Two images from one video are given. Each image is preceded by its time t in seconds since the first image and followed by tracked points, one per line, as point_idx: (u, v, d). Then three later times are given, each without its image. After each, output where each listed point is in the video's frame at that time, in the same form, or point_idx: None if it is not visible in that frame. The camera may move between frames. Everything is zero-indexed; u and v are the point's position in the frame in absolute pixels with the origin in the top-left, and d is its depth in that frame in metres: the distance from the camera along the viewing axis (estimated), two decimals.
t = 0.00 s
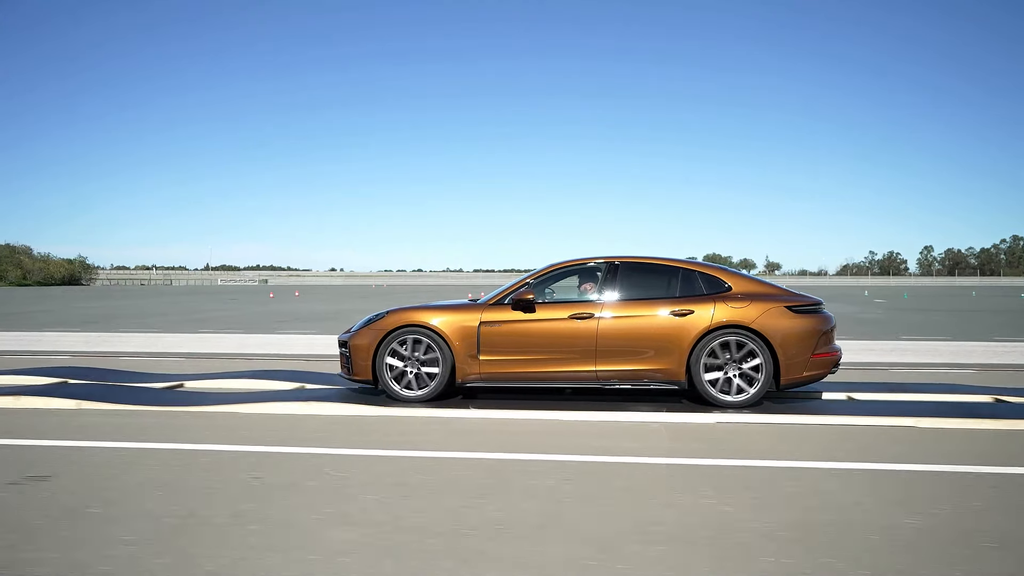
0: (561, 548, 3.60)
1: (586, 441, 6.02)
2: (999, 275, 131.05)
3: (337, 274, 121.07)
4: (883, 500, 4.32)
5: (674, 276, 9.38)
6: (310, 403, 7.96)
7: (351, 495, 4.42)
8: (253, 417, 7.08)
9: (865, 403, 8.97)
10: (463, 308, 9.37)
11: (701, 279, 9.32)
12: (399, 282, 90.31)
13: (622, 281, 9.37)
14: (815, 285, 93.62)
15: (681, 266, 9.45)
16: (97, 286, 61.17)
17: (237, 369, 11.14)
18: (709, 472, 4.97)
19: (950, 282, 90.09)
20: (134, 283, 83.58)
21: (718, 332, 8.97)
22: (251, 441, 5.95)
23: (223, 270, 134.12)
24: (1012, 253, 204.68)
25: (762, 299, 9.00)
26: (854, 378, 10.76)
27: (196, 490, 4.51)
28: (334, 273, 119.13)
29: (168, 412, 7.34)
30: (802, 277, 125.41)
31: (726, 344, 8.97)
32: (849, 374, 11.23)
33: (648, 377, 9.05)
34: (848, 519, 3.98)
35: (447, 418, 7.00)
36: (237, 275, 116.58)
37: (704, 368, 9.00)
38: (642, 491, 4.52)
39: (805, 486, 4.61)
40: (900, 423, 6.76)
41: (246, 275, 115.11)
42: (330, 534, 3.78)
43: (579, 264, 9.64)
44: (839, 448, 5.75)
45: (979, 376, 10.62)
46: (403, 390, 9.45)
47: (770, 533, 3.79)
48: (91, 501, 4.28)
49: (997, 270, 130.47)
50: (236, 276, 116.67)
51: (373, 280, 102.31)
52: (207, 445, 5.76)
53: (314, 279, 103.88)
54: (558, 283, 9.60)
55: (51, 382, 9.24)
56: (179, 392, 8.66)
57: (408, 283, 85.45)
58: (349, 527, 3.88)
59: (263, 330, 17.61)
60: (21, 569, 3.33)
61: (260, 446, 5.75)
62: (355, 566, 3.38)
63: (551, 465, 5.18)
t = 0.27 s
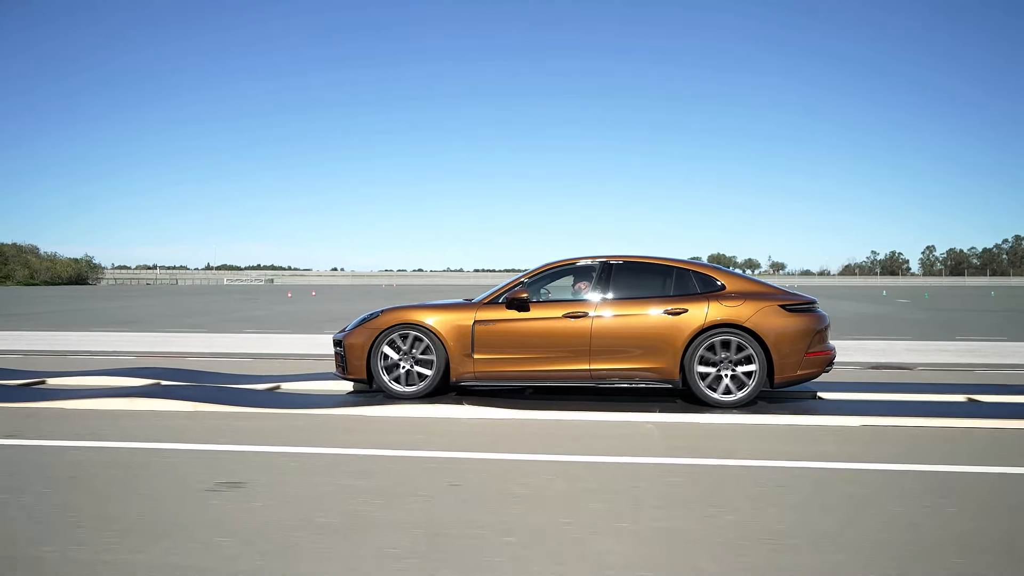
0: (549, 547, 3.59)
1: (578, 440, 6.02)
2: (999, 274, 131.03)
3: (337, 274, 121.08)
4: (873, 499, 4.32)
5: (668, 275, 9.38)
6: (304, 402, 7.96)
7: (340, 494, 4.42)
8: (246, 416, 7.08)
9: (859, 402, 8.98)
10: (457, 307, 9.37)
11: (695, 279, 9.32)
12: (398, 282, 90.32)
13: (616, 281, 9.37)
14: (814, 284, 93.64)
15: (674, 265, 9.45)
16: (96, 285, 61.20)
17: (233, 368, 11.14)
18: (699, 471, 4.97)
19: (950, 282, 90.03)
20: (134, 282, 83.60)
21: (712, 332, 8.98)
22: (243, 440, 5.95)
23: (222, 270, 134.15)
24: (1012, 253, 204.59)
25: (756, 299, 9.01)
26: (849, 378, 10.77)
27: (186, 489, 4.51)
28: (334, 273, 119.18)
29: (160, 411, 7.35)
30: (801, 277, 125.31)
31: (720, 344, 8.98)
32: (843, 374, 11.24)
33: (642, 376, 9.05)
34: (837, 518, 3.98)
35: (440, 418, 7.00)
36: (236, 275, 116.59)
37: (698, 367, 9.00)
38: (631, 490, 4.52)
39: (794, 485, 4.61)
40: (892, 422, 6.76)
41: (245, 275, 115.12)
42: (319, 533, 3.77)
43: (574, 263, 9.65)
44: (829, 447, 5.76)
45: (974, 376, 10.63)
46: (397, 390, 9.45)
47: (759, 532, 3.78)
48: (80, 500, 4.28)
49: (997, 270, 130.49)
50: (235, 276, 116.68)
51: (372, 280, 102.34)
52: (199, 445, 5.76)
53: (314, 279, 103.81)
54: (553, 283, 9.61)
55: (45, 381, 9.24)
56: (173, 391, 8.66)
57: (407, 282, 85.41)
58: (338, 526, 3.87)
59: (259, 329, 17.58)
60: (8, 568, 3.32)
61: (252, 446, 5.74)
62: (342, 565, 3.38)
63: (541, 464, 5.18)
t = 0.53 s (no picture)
0: (533, 551, 3.62)
1: (571, 442, 6.04)
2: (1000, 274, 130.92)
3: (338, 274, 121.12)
4: (858, 503, 4.34)
5: (663, 275, 9.39)
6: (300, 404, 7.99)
7: (329, 498, 4.44)
8: (241, 418, 7.11)
9: (854, 403, 8.99)
10: (453, 307, 9.38)
11: (691, 279, 9.33)
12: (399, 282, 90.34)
13: (611, 281, 9.38)
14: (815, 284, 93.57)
15: (670, 266, 9.46)
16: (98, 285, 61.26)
17: (232, 369, 11.18)
18: (689, 474, 5.00)
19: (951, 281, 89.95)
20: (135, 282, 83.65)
21: (707, 332, 8.99)
22: (236, 442, 5.98)
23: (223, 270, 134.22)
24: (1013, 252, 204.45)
25: (751, 299, 9.01)
26: (846, 377, 10.76)
27: (177, 493, 4.53)
28: (335, 272, 119.20)
29: (156, 412, 7.37)
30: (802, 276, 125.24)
31: (715, 344, 8.99)
32: (840, 373, 11.24)
33: (637, 377, 9.07)
34: (822, 522, 4.01)
35: (434, 419, 7.02)
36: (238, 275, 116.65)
37: (694, 368, 9.01)
38: (620, 493, 4.54)
39: (782, 488, 4.63)
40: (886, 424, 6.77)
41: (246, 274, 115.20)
42: (305, 537, 3.80)
43: (570, 263, 9.67)
44: (821, 448, 5.77)
45: (972, 376, 10.61)
46: (393, 391, 9.47)
47: (742, 536, 3.81)
48: (70, 503, 4.32)
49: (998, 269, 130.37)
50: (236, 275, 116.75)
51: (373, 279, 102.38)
52: (192, 447, 5.78)
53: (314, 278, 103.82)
54: (549, 282, 9.63)
55: (44, 382, 9.29)
56: (170, 392, 8.70)
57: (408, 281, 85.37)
58: (326, 531, 3.89)
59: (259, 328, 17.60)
60: None
61: (246, 448, 5.77)
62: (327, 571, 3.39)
63: (533, 466, 5.21)
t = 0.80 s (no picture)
0: (523, 545, 3.60)
1: (564, 440, 6.03)
2: (1000, 274, 130.92)
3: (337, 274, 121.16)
4: (850, 498, 4.34)
5: (659, 275, 9.40)
6: (293, 402, 7.98)
7: (320, 492, 4.45)
8: (235, 416, 7.11)
9: (850, 402, 8.97)
10: (448, 307, 9.39)
11: (686, 279, 9.34)
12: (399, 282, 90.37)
13: (607, 281, 9.39)
14: (815, 284, 93.57)
15: (665, 266, 9.47)
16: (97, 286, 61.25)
17: (228, 368, 11.17)
18: (680, 470, 4.99)
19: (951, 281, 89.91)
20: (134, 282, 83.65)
21: (703, 332, 8.99)
22: (229, 439, 5.98)
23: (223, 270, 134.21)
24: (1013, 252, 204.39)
25: (746, 298, 9.02)
26: (842, 377, 10.76)
27: (169, 488, 4.51)
28: (334, 273, 119.15)
29: (151, 411, 7.36)
30: (802, 276, 125.19)
31: (710, 342, 8.99)
32: (836, 373, 11.23)
33: (632, 376, 9.07)
34: (811, 516, 4.00)
35: (428, 418, 7.01)
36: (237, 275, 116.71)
37: (689, 366, 9.01)
38: (611, 488, 4.54)
39: (773, 484, 4.62)
40: (879, 422, 6.77)
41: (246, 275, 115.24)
42: (292, 530, 3.80)
43: (566, 263, 9.68)
44: (815, 446, 5.76)
45: (968, 376, 10.61)
46: (389, 390, 9.47)
47: (732, 530, 3.80)
48: (59, 497, 4.31)
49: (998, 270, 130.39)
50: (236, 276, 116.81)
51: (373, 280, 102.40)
52: (186, 444, 5.76)
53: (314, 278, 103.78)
54: (545, 282, 9.63)
55: (39, 381, 9.29)
56: (165, 391, 8.69)
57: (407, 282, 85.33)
58: (317, 526, 3.87)
59: (257, 329, 17.58)
60: None
61: (239, 445, 5.75)
62: (317, 565, 3.37)
63: (524, 463, 5.20)
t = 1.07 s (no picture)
0: (510, 545, 3.62)
1: (555, 441, 6.05)
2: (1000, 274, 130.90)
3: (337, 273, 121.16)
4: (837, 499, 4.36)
5: (653, 275, 9.41)
6: (287, 403, 7.99)
7: (309, 493, 4.47)
8: (228, 416, 7.13)
9: (845, 401, 8.98)
10: (443, 306, 9.40)
11: (680, 278, 9.36)
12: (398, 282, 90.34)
13: (601, 280, 9.40)
14: (815, 284, 93.57)
15: (660, 265, 9.48)
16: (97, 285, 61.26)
17: (224, 368, 11.19)
18: (670, 471, 5.01)
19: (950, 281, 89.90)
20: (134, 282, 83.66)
21: (696, 332, 9.00)
22: (221, 440, 5.99)
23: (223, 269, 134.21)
24: (1013, 253, 204.33)
25: (740, 298, 9.03)
26: (837, 377, 10.78)
27: (160, 489, 4.52)
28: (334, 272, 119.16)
29: (145, 412, 7.36)
30: (802, 276, 125.17)
31: (703, 344, 9.00)
32: (832, 373, 11.24)
33: (625, 376, 9.08)
34: (797, 517, 4.02)
35: (420, 419, 7.03)
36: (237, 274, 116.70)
37: (682, 368, 9.02)
38: (599, 489, 4.56)
39: (761, 485, 4.64)
40: (870, 423, 6.78)
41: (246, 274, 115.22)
42: (280, 530, 3.82)
43: (560, 263, 9.70)
44: (806, 447, 5.76)
45: (962, 375, 10.62)
46: (383, 390, 9.48)
47: (718, 530, 3.82)
48: (49, 497, 4.33)
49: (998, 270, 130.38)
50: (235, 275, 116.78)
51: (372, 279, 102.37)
52: (179, 445, 5.76)
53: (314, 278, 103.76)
54: (539, 282, 9.65)
55: (34, 382, 9.30)
56: (160, 391, 8.71)
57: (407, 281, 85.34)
58: (306, 526, 3.87)
59: (254, 329, 17.59)
60: None
61: (232, 446, 5.75)
62: (305, 565, 3.37)
63: (514, 464, 5.22)
